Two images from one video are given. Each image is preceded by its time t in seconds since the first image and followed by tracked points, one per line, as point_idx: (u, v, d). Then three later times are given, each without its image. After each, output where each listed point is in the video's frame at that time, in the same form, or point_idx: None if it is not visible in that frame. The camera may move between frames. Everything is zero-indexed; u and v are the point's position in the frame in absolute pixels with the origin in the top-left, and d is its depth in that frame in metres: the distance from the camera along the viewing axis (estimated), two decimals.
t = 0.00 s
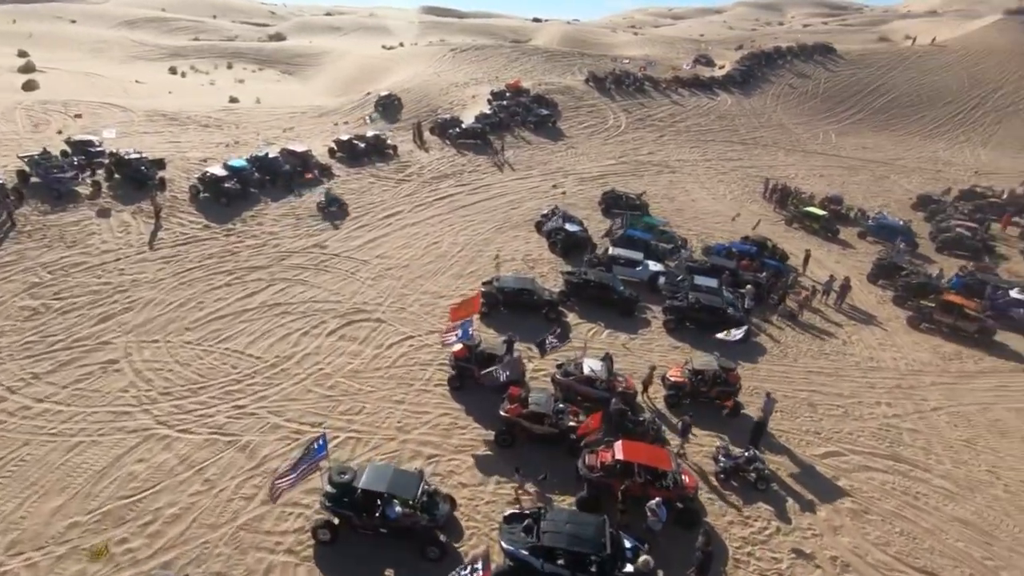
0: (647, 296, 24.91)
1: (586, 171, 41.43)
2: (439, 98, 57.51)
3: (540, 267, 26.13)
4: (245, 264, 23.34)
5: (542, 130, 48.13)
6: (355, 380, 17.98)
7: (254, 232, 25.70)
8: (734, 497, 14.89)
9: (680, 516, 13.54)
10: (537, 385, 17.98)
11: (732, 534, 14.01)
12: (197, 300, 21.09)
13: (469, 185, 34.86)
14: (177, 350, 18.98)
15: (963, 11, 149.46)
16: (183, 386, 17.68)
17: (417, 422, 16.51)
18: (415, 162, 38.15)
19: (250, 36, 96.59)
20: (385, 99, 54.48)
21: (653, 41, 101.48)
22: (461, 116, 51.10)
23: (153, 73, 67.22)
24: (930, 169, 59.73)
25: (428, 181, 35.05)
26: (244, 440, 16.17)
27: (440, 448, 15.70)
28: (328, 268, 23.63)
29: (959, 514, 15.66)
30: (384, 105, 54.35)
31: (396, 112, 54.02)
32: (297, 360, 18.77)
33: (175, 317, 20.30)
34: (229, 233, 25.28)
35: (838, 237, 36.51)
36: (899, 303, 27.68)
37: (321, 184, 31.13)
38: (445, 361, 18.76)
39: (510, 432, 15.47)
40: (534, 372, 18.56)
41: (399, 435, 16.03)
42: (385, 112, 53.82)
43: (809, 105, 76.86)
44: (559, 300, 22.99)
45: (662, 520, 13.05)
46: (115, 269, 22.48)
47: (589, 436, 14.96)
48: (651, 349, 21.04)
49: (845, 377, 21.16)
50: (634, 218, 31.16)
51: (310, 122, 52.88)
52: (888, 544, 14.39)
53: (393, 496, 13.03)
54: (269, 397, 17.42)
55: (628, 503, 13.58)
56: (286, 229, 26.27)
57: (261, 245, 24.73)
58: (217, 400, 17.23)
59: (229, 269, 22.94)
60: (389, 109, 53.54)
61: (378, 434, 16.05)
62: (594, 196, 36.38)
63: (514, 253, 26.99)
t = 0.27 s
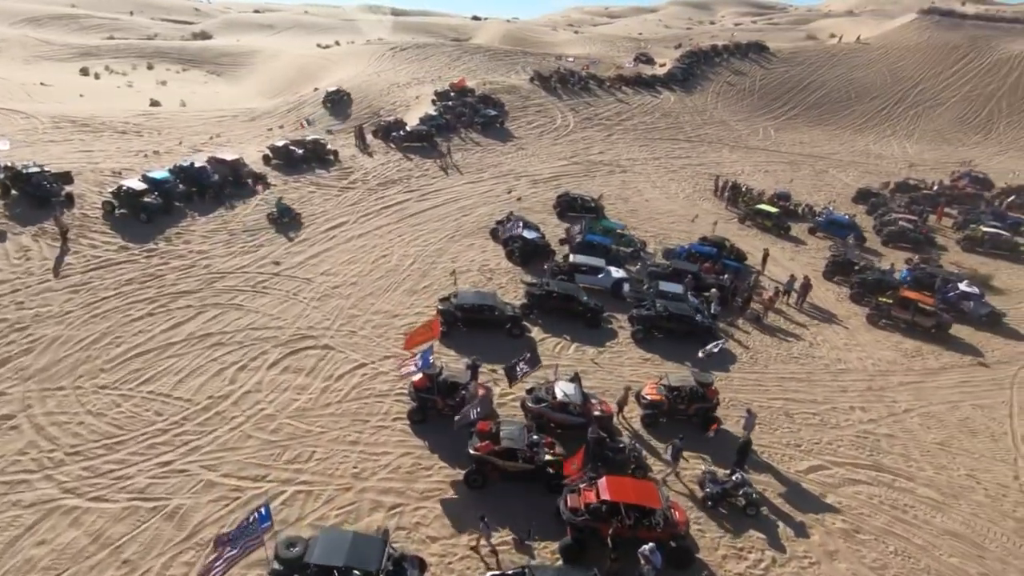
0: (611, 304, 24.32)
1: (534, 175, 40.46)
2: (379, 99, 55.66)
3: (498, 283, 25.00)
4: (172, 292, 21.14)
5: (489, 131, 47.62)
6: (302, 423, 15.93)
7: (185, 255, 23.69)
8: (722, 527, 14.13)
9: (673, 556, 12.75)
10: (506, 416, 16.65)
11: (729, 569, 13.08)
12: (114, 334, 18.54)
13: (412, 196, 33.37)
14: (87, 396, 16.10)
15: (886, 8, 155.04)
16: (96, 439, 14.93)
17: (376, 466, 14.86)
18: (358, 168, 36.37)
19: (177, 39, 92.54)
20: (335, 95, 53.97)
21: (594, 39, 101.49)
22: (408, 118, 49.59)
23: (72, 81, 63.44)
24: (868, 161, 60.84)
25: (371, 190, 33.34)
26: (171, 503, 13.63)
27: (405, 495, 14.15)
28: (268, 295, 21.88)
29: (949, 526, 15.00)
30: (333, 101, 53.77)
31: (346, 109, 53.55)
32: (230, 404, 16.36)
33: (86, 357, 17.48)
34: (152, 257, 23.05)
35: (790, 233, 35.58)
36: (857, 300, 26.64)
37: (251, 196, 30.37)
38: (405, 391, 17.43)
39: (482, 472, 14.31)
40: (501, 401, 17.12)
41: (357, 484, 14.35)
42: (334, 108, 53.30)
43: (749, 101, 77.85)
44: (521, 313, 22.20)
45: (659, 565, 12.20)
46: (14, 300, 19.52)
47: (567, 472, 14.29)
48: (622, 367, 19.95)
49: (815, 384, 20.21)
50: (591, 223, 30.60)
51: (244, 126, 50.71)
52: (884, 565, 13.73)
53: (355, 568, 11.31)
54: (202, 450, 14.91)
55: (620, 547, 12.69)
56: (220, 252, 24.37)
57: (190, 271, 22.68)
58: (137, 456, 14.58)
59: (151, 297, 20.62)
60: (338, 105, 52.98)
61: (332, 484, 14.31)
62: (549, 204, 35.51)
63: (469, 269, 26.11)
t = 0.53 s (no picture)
0: (616, 319, 22.94)
1: (526, 179, 39.10)
2: (364, 101, 54.01)
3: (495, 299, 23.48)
4: (143, 315, 19.49)
5: (478, 134, 46.30)
6: (287, 463, 14.43)
7: (159, 271, 22.10)
8: None
9: None
10: (512, 452, 15.20)
11: None
12: (77, 366, 16.84)
13: (400, 205, 31.82)
14: (47, 441, 14.42)
15: (870, 7, 155.22)
16: (55, 490, 13.30)
17: (371, 515, 13.39)
18: (344, 174, 34.73)
19: (156, 40, 90.34)
20: (329, 90, 53.41)
21: (582, 39, 100.28)
22: (393, 120, 47.81)
23: (45, 84, 61.35)
24: (863, 161, 59.93)
25: (357, 198, 31.79)
26: (136, 566, 12.05)
27: (405, 549, 12.72)
28: (250, 317, 20.34)
29: (998, 568, 13.67)
30: (327, 96, 53.21)
31: (341, 105, 53.01)
32: (208, 444, 14.74)
33: (45, 394, 15.76)
34: (122, 276, 21.37)
35: (793, 239, 34.34)
36: (869, 310, 25.22)
37: (233, 204, 28.94)
38: (401, 423, 15.92)
39: (490, 521, 12.84)
40: (507, 437, 15.69)
41: (350, 537, 12.88)
42: (329, 104, 52.76)
43: (740, 101, 76.91)
44: (523, 331, 20.80)
45: None
46: None
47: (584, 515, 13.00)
48: (632, 391, 18.58)
49: (838, 404, 18.76)
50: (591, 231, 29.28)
51: (224, 129, 48.57)
52: None
53: None
54: (175, 499, 13.38)
55: None
56: (198, 267, 22.78)
57: (165, 290, 21.05)
58: (103, 511, 12.97)
59: (118, 322, 18.94)
60: (333, 101, 52.44)
61: (322, 538, 12.83)
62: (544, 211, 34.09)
63: (466, 283, 24.70)
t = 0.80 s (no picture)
0: (632, 336, 21.59)
1: (530, 185, 37.70)
2: (361, 103, 52.59)
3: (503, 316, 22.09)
4: (126, 338, 18.14)
5: (478, 138, 44.81)
6: (280, 511, 13.12)
7: (145, 288, 20.74)
8: None
9: None
10: (528, 495, 13.89)
11: None
12: (51, 397, 15.48)
13: (400, 214, 30.41)
14: (14, 487, 13.09)
15: (869, 6, 154.19)
16: (22, 547, 11.99)
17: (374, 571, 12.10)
18: (341, 181, 33.29)
19: (149, 40, 88.78)
20: (335, 86, 53.33)
21: (582, 39, 98.93)
22: (392, 123, 46.41)
23: (33, 85, 59.79)
24: (871, 163, 58.64)
25: (355, 206, 30.38)
26: None
27: None
28: (241, 338, 18.95)
29: None
30: (333, 93, 53.16)
31: (347, 102, 52.90)
32: (194, 488, 13.45)
33: (15, 431, 14.41)
34: (104, 294, 20.01)
35: (810, 246, 33.00)
36: (897, 325, 23.92)
37: (226, 213, 27.58)
38: (407, 461, 14.51)
39: None
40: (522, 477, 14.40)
41: None
42: (335, 101, 52.61)
43: (743, 101, 75.62)
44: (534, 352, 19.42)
45: None
46: None
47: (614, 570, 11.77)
48: (654, 419, 17.27)
49: (875, 432, 17.40)
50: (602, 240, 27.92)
51: (217, 133, 47.15)
52: None
53: None
54: (156, 555, 12.08)
55: None
56: (186, 284, 21.41)
57: (150, 309, 19.70)
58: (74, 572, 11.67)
59: (99, 346, 17.58)
60: (339, 98, 52.34)
61: None
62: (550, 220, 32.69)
63: (472, 297, 23.37)
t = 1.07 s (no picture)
0: (650, 357, 20.25)
1: (536, 190, 36.33)
2: (359, 106, 51.23)
3: (513, 336, 20.78)
4: (108, 363, 16.79)
5: (481, 141, 43.37)
6: (274, 566, 11.82)
7: (130, 306, 19.41)
8: None
9: None
10: (548, 547, 12.63)
11: None
12: (23, 433, 14.14)
13: (402, 222, 29.04)
14: None
15: (869, 6, 153.20)
16: None
17: None
18: (340, 187, 31.89)
19: (143, 40, 87.29)
20: (343, 83, 53.38)
21: (583, 39, 97.55)
22: (392, 126, 45.04)
23: (23, 86, 58.32)
24: (882, 166, 57.34)
25: (354, 214, 29.01)
26: None
27: None
28: (232, 360, 17.59)
29: None
30: (341, 89, 53.21)
31: (355, 98, 52.98)
32: (177, 541, 12.15)
33: None
34: (85, 314, 18.68)
35: (829, 255, 31.59)
36: (929, 342, 22.61)
37: (218, 221, 26.26)
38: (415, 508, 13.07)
39: None
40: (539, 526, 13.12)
41: None
42: (343, 97, 52.66)
43: (748, 103, 74.31)
44: (548, 375, 18.07)
45: None
46: None
47: None
48: (680, 451, 15.96)
49: (919, 465, 16.10)
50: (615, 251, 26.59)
51: (211, 135, 45.75)
52: None
53: None
54: None
55: None
56: (175, 301, 20.08)
57: (135, 330, 18.35)
58: None
59: (78, 372, 16.22)
60: (347, 93, 52.41)
61: None
62: (559, 227, 31.34)
63: (479, 314, 22.02)
